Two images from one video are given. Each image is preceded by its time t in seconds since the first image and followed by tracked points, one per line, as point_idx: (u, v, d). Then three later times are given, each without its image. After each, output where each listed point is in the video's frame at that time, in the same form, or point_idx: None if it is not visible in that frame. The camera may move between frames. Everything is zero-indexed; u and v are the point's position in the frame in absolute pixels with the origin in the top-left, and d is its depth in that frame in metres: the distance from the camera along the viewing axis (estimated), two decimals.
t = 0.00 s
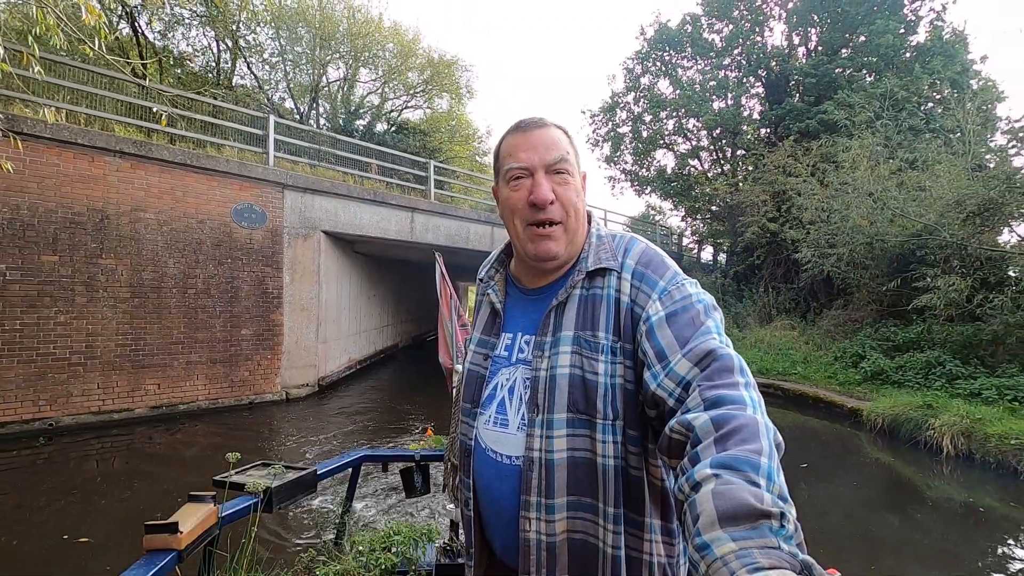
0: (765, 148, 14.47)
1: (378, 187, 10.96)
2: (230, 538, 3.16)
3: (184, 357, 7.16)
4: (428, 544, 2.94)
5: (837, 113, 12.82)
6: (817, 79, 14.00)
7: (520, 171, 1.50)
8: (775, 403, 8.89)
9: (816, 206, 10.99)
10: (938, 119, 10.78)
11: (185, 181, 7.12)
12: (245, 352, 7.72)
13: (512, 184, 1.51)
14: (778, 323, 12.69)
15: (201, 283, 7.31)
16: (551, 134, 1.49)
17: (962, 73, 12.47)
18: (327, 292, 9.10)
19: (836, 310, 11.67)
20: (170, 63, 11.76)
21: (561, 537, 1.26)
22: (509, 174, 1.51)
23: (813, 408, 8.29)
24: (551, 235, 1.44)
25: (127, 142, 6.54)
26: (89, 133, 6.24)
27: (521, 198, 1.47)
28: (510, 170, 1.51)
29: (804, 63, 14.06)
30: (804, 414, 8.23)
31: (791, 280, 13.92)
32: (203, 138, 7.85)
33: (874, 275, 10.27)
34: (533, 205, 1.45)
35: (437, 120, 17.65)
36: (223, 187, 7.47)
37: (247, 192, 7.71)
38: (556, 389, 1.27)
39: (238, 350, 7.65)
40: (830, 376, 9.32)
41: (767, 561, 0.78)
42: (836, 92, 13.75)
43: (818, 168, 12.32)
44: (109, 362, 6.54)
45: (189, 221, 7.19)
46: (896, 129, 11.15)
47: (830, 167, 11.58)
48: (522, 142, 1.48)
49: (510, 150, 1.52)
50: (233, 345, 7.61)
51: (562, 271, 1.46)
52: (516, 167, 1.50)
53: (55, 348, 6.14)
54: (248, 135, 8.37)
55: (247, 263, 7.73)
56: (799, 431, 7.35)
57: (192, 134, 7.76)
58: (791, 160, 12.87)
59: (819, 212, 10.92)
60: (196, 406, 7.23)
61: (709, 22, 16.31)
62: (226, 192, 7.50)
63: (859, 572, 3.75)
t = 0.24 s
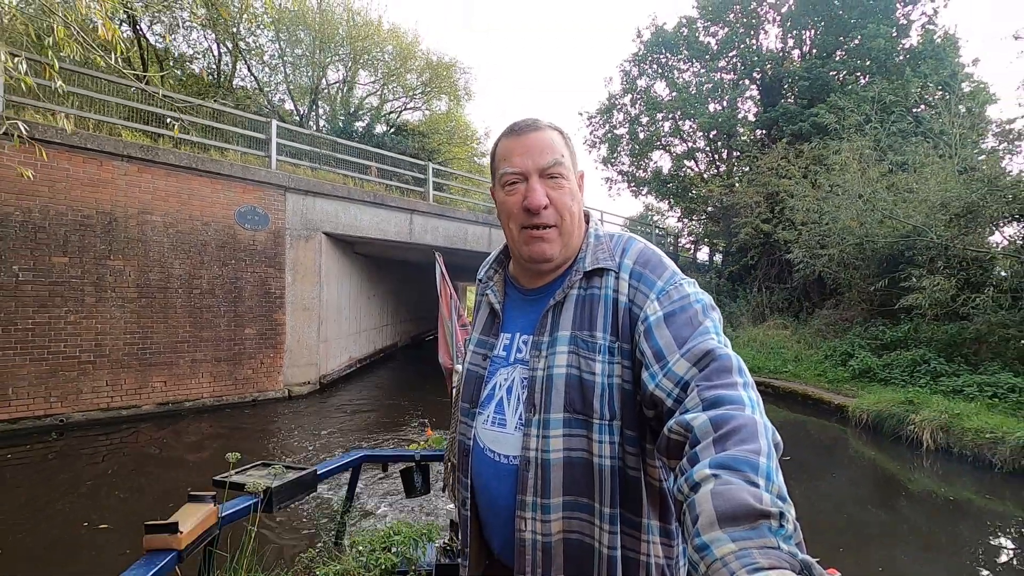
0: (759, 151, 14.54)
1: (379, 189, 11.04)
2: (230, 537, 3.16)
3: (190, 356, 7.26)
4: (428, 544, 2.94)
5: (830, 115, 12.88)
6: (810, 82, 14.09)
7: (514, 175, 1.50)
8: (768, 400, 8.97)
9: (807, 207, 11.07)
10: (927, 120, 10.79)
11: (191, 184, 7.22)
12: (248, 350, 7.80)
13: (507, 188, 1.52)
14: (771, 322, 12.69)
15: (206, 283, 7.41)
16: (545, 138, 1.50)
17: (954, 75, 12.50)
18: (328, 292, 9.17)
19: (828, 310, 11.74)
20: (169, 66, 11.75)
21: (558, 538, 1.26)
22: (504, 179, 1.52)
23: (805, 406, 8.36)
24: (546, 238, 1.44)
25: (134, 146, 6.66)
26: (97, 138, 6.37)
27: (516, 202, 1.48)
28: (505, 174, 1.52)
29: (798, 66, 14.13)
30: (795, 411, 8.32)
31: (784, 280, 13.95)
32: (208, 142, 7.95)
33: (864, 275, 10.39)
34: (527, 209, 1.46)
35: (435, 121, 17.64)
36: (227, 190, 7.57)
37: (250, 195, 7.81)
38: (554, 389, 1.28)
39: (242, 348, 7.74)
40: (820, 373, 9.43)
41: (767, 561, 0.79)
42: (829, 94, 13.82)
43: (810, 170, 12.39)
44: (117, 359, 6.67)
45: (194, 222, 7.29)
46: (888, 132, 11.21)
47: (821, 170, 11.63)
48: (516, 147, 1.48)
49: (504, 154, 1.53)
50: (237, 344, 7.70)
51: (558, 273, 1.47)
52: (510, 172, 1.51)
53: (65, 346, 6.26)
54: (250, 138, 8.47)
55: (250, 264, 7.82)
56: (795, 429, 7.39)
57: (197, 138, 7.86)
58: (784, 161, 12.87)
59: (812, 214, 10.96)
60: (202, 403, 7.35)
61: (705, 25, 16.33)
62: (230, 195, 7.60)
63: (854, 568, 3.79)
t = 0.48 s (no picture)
0: (752, 153, 14.61)
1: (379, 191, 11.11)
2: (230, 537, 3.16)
3: (194, 354, 7.35)
4: (428, 544, 2.94)
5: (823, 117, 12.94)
6: (803, 85, 14.16)
7: (512, 176, 1.50)
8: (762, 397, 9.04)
9: (800, 208, 11.14)
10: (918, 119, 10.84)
11: (195, 187, 7.31)
12: (251, 349, 7.88)
13: (505, 189, 1.51)
14: (764, 322, 12.68)
15: (211, 283, 7.50)
16: (544, 138, 1.49)
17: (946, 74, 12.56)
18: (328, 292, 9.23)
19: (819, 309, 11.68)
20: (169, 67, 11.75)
21: (557, 539, 1.26)
22: (503, 179, 1.52)
23: (798, 404, 8.42)
24: (543, 240, 1.44)
25: (140, 150, 6.75)
26: (105, 142, 6.46)
27: (514, 203, 1.48)
28: (504, 174, 1.51)
29: (792, 68, 14.19)
30: (788, 409, 8.38)
31: (778, 280, 13.97)
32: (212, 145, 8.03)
33: (856, 275, 10.39)
34: (525, 210, 1.45)
35: (434, 122, 17.63)
36: (230, 193, 7.65)
37: (252, 197, 7.89)
38: (552, 389, 1.28)
39: (245, 347, 7.82)
40: (811, 372, 9.53)
41: (767, 561, 0.79)
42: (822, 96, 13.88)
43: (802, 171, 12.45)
44: (124, 358, 6.75)
45: (199, 224, 7.37)
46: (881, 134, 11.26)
47: (812, 172, 11.69)
48: (515, 147, 1.47)
49: (503, 154, 1.52)
50: (240, 343, 7.78)
51: (555, 276, 1.47)
52: (509, 172, 1.50)
53: (74, 345, 6.36)
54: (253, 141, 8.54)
55: (253, 265, 7.90)
56: (791, 427, 7.43)
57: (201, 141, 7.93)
58: (779, 162, 12.89)
59: (805, 216, 11.02)
60: (206, 401, 7.42)
61: (701, 27, 16.36)
62: (232, 198, 7.68)
63: (849, 563, 3.82)
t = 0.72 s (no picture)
0: (747, 154, 14.64)
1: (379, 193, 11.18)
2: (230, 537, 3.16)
3: (199, 353, 7.48)
4: (428, 544, 2.94)
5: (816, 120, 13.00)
6: (796, 87, 14.22)
7: (513, 173, 1.50)
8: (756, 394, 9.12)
9: (792, 208, 11.22)
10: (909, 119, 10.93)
11: (199, 190, 7.41)
12: (254, 348, 7.99)
13: (505, 187, 1.52)
14: (757, 321, 12.73)
15: (215, 284, 7.61)
16: (543, 136, 1.49)
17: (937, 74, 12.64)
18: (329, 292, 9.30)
19: (813, 308, 11.83)
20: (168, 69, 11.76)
21: (548, 538, 1.26)
22: (503, 177, 1.52)
23: (791, 402, 8.49)
24: (545, 238, 1.45)
25: (146, 154, 6.87)
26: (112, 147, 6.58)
27: (515, 201, 1.48)
28: (504, 172, 1.52)
29: (785, 71, 14.25)
30: (780, 406, 8.45)
31: (772, 280, 14.01)
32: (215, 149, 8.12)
33: (847, 275, 10.44)
34: (526, 208, 1.46)
35: (432, 124, 17.64)
36: (233, 196, 7.74)
37: (255, 200, 7.97)
38: (549, 389, 1.28)
39: (248, 346, 7.93)
40: (802, 369, 9.63)
41: (767, 560, 0.79)
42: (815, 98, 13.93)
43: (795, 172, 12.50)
44: (131, 356, 6.87)
45: (202, 226, 7.47)
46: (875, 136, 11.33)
47: (803, 175, 11.72)
48: (515, 145, 1.48)
49: (503, 153, 1.52)
50: (243, 342, 7.88)
51: (557, 274, 1.47)
52: (509, 170, 1.51)
53: (82, 345, 6.47)
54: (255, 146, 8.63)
55: (255, 266, 7.99)
56: (788, 424, 7.48)
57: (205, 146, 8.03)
58: (772, 163, 12.95)
59: (798, 218, 11.07)
60: (210, 398, 7.53)
61: (697, 30, 16.41)
62: (235, 201, 7.77)
63: (843, 556, 3.86)
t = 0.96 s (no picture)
0: (741, 155, 14.68)
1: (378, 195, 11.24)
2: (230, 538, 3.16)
3: (203, 352, 7.53)
4: (428, 544, 2.95)
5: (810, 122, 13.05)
6: (790, 90, 14.28)
7: (505, 178, 1.51)
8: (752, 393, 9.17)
9: (786, 208, 11.28)
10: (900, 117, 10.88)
11: (204, 193, 7.47)
12: (256, 347, 8.06)
13: (498, 192, 1.53)
14: (751, 320, 12.79)
15: (219, 284, 7.68)
16: (533, 140, 1.49)
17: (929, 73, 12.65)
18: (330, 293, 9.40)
19: (805, 307, 11.95)
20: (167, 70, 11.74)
21: (547, 538, 1.27)
22: (495, 183, 1.53)
23: (786, 400, 8.55)
24: (538, 241, 1.45)
25: (151, 158, 6.93)
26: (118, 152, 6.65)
27: (507, 206, 1.49)
28: (496, 178, 1.52)
29: (779, 74, 14.31)
30: (774, 404, 8.50)
31: (765, 280, 14.07)
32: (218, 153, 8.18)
33: (839, 274, 10.51)
34: (518, 212, 1.46)
35: (430, 125, 17.65)
36: (235, 199, 7.81)
37: (257, 202, 8.05)
38: (547, 390, 1.29)
39: (250, 345, 8.00)
40: (795, 368, 9.70)
41: (767, 560, 0.77)
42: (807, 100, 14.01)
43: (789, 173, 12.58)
44: (137, 355, 6.91)
45: (206, 228, 7.53)
46: (868, 138, 11.38)
47: (797, 176, 11.76)
48: (505, 150, 1.49)
49: (495, 158, 1.53)
50: (246, 341, 7.95)
51: (553, 275, 1.48)
52: (501, 175, 1.52)
53: (90, 344, 6.53)
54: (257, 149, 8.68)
55: (258, 267, 8.08)
56: (784, 422, 7.52)
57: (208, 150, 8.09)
58: (766, 164, 12.96)
59: (793, 219, 11.10)
60: (215, 396, 7.60)
61: (693, 32, 16.45)
62: (237, 203, 7.83)
63: (838, 552, 3.89)
